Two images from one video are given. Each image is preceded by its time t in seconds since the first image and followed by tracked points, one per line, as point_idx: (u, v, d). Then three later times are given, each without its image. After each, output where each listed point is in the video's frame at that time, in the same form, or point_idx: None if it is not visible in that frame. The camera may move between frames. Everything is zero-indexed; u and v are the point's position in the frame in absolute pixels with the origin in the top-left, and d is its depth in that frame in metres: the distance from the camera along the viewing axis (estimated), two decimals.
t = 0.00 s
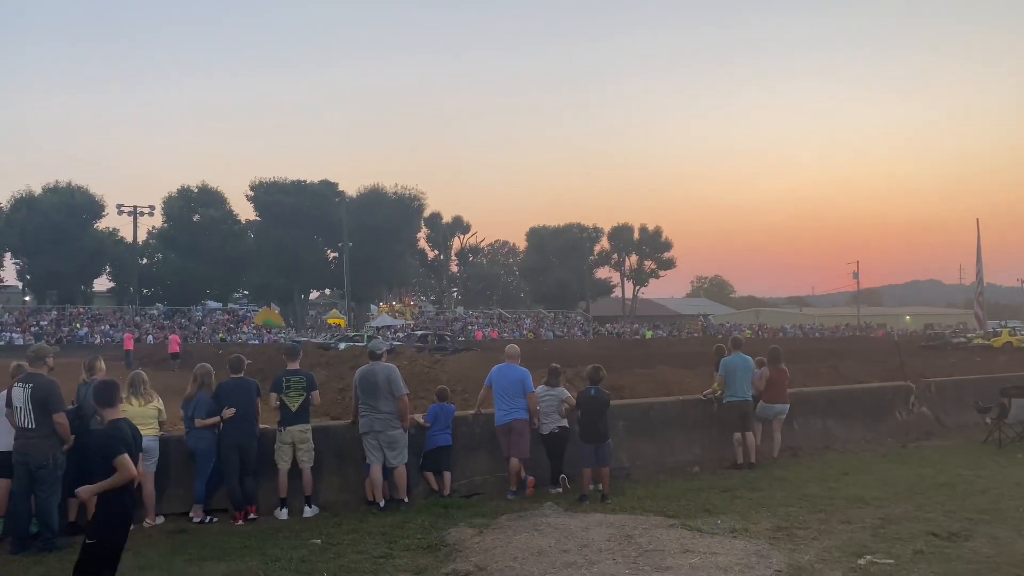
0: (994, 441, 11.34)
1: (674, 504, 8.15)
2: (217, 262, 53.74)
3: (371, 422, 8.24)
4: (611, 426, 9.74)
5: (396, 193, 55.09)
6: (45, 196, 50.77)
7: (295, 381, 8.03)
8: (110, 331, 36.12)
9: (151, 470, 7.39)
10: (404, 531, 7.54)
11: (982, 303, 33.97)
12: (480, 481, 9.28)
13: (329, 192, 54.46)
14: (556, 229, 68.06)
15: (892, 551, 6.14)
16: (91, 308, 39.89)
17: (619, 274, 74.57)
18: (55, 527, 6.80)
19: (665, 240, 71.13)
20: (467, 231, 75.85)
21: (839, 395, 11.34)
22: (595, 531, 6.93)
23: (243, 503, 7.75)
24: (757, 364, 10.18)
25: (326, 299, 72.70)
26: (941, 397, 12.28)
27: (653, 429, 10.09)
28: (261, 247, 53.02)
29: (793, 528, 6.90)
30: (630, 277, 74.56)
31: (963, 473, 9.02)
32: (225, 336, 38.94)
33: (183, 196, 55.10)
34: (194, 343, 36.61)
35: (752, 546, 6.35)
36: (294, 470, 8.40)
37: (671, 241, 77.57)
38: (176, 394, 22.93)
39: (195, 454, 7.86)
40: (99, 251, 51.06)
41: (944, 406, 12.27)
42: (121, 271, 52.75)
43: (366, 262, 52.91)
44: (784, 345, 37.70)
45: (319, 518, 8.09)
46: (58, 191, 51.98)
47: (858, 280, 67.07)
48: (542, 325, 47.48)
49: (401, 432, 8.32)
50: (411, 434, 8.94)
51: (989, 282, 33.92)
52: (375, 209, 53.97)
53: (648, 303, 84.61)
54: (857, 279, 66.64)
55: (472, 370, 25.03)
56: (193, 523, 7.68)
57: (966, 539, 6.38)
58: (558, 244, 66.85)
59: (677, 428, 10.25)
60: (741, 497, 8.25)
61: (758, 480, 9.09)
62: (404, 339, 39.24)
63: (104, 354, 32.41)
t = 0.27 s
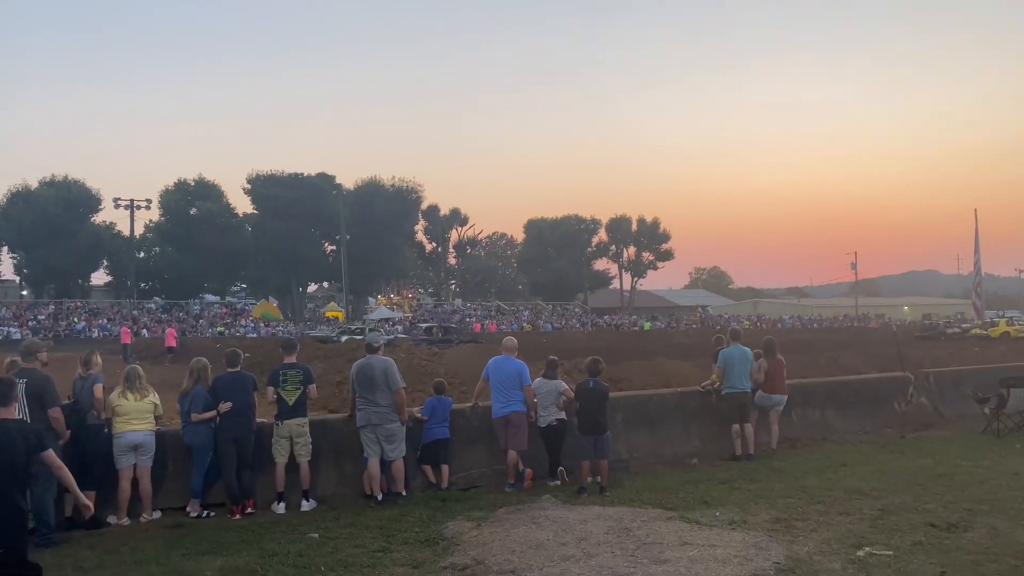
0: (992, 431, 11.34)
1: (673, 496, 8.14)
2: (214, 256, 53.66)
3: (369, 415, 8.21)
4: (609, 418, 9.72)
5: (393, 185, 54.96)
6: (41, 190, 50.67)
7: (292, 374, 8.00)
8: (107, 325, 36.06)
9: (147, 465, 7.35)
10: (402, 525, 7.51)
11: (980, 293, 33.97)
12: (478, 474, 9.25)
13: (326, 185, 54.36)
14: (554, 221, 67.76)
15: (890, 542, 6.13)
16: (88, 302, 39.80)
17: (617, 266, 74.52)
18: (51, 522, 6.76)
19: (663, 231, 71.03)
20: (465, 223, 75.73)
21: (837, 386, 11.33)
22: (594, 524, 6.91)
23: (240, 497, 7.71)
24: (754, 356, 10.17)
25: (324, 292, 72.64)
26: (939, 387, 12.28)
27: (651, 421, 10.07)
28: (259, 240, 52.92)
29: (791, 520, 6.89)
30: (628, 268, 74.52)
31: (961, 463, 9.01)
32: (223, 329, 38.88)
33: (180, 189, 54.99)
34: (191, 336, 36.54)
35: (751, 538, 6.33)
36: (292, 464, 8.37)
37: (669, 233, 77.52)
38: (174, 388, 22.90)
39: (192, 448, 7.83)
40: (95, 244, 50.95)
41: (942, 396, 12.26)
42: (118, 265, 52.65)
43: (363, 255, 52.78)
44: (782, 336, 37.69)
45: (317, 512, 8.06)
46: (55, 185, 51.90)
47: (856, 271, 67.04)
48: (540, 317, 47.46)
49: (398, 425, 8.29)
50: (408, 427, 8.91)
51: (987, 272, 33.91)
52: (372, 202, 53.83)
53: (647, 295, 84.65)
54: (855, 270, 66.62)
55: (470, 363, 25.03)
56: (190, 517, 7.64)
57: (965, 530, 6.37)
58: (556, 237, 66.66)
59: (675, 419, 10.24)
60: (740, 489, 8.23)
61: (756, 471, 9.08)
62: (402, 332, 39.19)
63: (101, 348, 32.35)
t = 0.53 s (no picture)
0: (989, 423, 11.36)
1: (670, 488, 8.14)
2: (211, 250, 53.57)
3: (366, 409, 8.19)
4: (607, 411, 9.72)
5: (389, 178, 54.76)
6: (36, 184, 50.50)
7: (289, 368, 7.98)
8: (104, 320, 35.99)
9: (144, 459, 7.32)
10: (400, 518, 7.52)
11: (976, 285, 33.98)
12: (476, 467, 9.24)
13: (322, 178, 54.20)
14: (551, 214, 67.43)
15: (888, 534, 6.14)
16: (85, 297, 39.69)
17: (614, 259, 74.48)
18: (48, 517, 6.72)
19: (660, 224, 70.96)
20: (461, 217, 75.62)
21: (833, 378, 11.36)
22: (592, 516, 6.91)
23: (238, 491, 7.69)
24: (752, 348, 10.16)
25: (321, 286, 72.54)
26: (936, 379, 12.30)
27: (649, 414, 10.08)
28: (256, 234, 52.81)
29: (789, 512, 6.90)
30: (625, 261, 74.48)
31: (958, 455, 9.02)
32: (220, 323, 38.83)
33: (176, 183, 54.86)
34: (188, 331, 36.50)
35: (749, 530, 6.33)
36: (289, 458, 8.36)
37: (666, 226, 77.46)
38: (172, 382, 22.88)
39: (188, 442, 7.81)
40: (91, 238, 50.82)
41: (939, 388, 12.28)
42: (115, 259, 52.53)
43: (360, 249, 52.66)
44: (778, 329, 37.72)
45: (315, 505, 8.06)
46: (50, 179, 51.71)
47: (853, 264, 67.03)
48: (537, 311, 47.43)
49: (396, 418, 8.28)
50: (405, 421, 8.89)
51: (983, 265, 33.92)
52: (368, 195, 53.67)
53: (644, 288, 84.67)
54: (852, 263, 66.59)
55: (467, 356, 25.03)
56: (188, 511, 7.62)
57: (963, 522, 6.38)
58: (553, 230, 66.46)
59: (673, 412, 10.24)
60: (738, 481, 8.24)
61: (753, 464, 9.09)
62: (398, 326, 39.15)
63: (98, 343, 32.27)
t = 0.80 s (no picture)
0: (982, 417, 11.42)
1: (667, 481, 8.15)
2: (205, 243, 53.36)
3: (362, 402, 8.18)
4: (603, 405, 9.73)
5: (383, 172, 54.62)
6: (28, 176, 50.19)
7: (285, 361, 7.95)
8: (97, 314, 35.80)
9: (139, 452, 7.29)
10: (396, 511, 7.51)
11: (968, 279, 34.09)
12: (472, 461, 9.24)
13: (316, 171, 54.00)
14: (545, 208, 67.66)
15: (884, 526, 6.16)
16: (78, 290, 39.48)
17: (608, 253, 74.51)
18: (43, 510, 6.68)
19: (654, 218, 71.01)
20: (456, 211, 75.53)
21: (828, 372, 11.40)
22: (588, 509, 6.91)
23: (233, 484, 7.66)
24: (748, 342, 10.18)
25: (315, 280, 72.35)
26: (930, 373, 12.35)
27: (645, 407, 10.09)
28: (250, 228, 52.61)
29: (785, 505, 6.92)
30: (620, 256, 74.51)
31: (952, 448, 9.07)
32: (214, 317, 38.68)
33: (169, 177, 54.64)
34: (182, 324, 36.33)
35: (745, 523, 6.35)
36: (285, 451, 8.33)
37: (660, 220, 77.49)
38: (165, 376, 22.79)
39: (184, 436, 7.77)
40: (84, 231, 50.51)
41: (934, 382, 12.34)
42: (108, 252, 52.25)
43: (354, 242, 52.51)
44: (771, 323, 37.80)
45: (311, 499, 8.05)
46: (42, 172, 51.40)
47: (847, 258, 67.22)
48: (532, 305, 47.41)
49: (392, 412, 8.26)
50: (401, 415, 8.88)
51: (976, 259, 34.05)
52: (363, 188, 53.51)
53: (638, 282, 84.75)
54: (845, 257, 66.73)
55: (462, 350, 25.02)
56: (183, 505, 7.60)
57: (958, 514, 6.41)
58: (547, 223, 66.53)
59: (668, 405, 10.26)
60: (733, 474, 8.26)
61: (749, 457, 9.12)
62: (393, 320, 39.09)
63: (91, 337, 32.10)
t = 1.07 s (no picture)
0: (968, 411, 11.53)
1: (655, 475, 8.19)
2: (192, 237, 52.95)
3: (351, 396, 8.16)
4: (592, 399, 9.75)
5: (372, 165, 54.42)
6: (13, 168, 49.61)
7: (273, 354, 7.92)
8: (83, 307, 35.48)
9: (127, 445, 7.24)
10: (386, 505, 7.50)
11: (953, 275, 34.35)
12: (461, 455, 9.25)
13: (305, 165, 53.71)
14: (534, 203, 67.83)
15: (871, 520, 6.22)
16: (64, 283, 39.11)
17: (596, 248, 74.60)
18: (29, 504, 6.63)
19: (642, 214, 71.18)
20: (445, 206, 75.35)
21: (816, 367, 11.47)
22: (578, 503, 6.94)
23: (222, 478, 7.63)
24: (737, 336, 10.23)
25: (303, 274, 72.03)
26: (917, 368, 12.45)
27: (634, 401, 10.13)
28: (238, 221, 52.25)
29: (773, 498, 6.97)
30: (608, 251, 74.64)
31: (937, 443, 9.16)
32: (202, 311, 38.43)
33: (157, 169, 54.16)
34: (169, 318, 36.07)
35: (734, 517, 6.38)
36: (274, 445, 8.30)
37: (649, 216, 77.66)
38: (153, 370, 22.64)
39: (171, 430, 7.72)
40: (70, 224, 50.00)
41: (920, 377, 12.44)
42: (94, 245, 51.77)
43: (343, 237, 52.29)
44: (759, 318, 37.99)
45: (300, 493, 8.03)
46: (27, 164, 50.82)
47: (833, 255, 67.60)
48: (521, 300, 47.42)
49: (381, 405, 8.25)
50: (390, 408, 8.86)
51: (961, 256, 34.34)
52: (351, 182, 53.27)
53: (626, 278, 84.97)
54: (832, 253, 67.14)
55: (451, 345, 24.97)
56: (171, 498, 7.56)
57: (943, 508, 6.48)
58: (536, 218, 66.62)
59: (657, 399, 10.30)
60: (722, 468, 8.31)
61: (737, 451, 9.17)
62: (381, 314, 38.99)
63: (77, 330, 31.81)
